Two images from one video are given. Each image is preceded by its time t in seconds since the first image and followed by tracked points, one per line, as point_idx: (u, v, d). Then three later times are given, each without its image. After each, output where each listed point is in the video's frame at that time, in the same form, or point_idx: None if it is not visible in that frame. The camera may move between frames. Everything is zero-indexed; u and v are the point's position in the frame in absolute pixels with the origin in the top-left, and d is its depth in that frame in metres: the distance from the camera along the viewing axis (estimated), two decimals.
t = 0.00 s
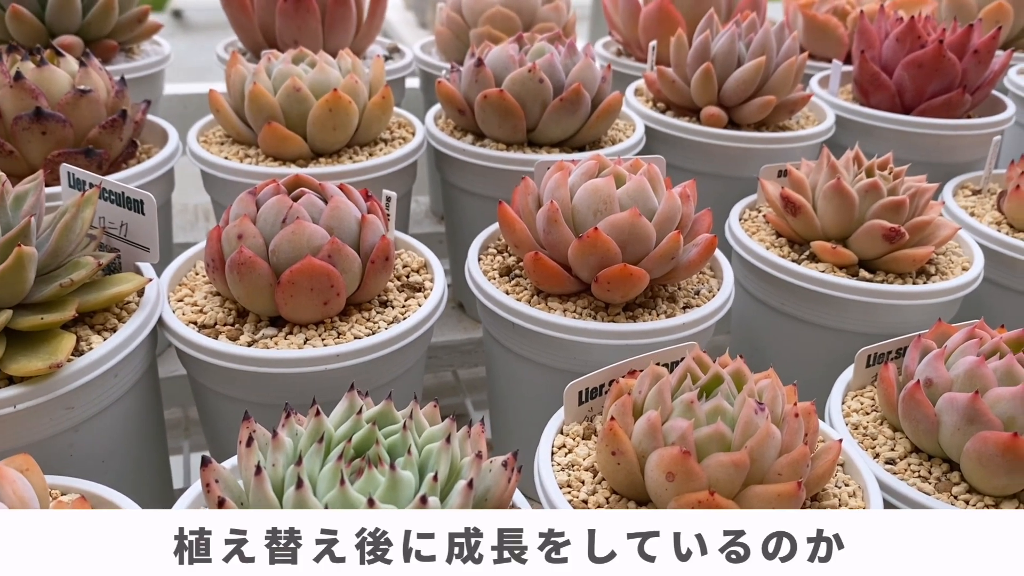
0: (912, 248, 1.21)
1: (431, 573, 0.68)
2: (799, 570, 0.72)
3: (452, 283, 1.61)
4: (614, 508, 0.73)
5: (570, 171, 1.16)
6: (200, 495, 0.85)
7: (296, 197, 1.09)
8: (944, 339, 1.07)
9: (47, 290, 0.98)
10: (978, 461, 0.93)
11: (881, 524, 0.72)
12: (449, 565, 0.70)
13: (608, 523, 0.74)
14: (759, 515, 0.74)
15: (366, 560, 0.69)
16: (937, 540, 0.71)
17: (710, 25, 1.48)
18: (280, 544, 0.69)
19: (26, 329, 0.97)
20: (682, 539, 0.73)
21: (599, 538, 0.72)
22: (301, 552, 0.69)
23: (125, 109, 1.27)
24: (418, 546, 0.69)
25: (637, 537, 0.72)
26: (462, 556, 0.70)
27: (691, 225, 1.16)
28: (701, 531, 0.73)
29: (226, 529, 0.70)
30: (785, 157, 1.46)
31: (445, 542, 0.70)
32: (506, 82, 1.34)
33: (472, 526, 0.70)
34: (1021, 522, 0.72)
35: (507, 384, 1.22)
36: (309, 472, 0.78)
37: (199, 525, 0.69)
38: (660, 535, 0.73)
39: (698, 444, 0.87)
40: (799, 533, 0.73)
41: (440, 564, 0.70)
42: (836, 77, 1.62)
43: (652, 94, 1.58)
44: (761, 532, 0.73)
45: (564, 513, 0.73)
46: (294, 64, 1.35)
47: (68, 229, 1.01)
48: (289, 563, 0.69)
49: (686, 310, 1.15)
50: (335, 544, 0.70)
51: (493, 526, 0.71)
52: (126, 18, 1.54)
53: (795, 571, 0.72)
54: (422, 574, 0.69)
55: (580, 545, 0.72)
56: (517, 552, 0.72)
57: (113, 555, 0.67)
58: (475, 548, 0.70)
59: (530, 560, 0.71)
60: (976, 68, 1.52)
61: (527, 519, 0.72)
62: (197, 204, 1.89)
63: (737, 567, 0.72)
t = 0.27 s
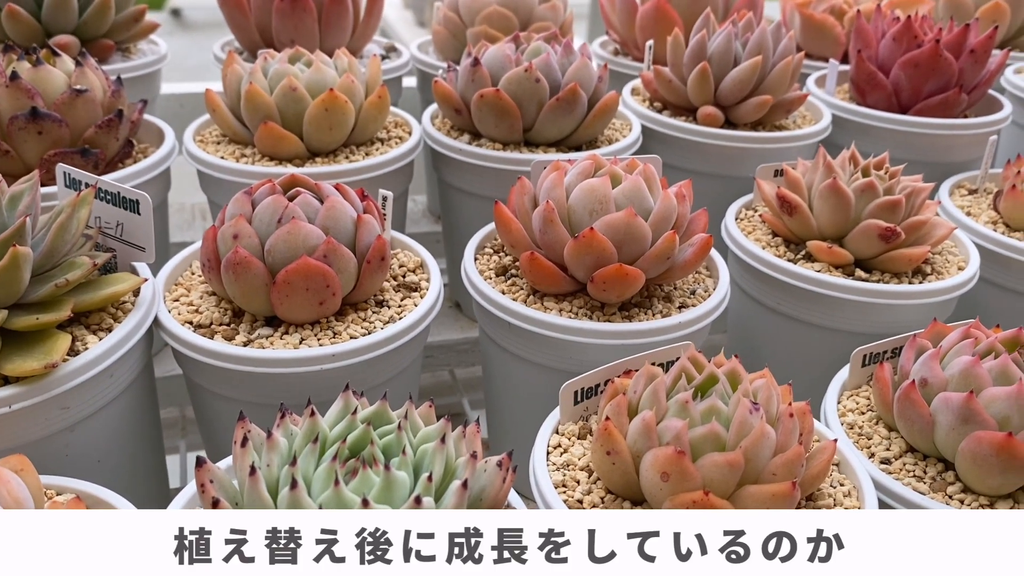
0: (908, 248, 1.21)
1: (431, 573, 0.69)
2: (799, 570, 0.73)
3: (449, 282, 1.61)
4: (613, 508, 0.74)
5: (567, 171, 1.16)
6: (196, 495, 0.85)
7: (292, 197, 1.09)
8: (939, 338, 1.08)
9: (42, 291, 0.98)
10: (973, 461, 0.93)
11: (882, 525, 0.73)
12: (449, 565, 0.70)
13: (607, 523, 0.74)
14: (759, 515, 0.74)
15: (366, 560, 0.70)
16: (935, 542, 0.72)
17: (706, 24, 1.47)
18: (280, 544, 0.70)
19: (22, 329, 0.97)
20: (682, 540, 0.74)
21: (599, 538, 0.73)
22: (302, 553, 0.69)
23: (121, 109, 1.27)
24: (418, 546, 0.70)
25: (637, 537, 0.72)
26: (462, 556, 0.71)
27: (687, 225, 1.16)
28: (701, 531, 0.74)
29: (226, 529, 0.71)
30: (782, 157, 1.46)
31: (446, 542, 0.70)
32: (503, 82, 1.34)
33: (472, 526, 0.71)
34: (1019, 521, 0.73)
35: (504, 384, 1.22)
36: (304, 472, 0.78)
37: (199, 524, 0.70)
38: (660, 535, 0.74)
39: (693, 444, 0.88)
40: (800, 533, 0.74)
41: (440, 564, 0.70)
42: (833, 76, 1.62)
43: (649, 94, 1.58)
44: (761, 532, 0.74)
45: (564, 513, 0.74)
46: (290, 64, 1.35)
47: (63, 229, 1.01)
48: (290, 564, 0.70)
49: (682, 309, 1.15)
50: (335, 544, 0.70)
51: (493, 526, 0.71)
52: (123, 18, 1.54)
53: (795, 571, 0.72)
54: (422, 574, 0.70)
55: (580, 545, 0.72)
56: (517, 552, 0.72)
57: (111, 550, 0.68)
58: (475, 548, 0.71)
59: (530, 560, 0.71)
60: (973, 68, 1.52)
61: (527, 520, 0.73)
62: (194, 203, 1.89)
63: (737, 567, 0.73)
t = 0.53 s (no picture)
0: (898, 252, 1.22)
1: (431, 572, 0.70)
2: (799, 570, 0.73)
3: (441, 285, 1.61)
4: (614, 509, 0.74)
5: (557, 175, 1.16)
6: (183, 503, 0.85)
7: (281, 201, 1.09)
8: (928, 343, 1.08)
9: (31, 296, 0.98)
10: (961, 466, 0.93)
11: (883, 525, 0.74)
12: (448, 565, 0.71)
13: (607, 523, 0.75)
14: (759, 515, 0.75)
15: (366, 560, 0.70)
16: (936, 542, 0.73)
17: (698, 27, 1.48)
18: (280, 544, 0.71)
19: (11, 335, 0.97)
20: (682, 540, 0.74)
21: (599, 538, 0.74)
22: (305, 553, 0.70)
23: (111, 112, 1.27)
24: (419, 545, 0.71)
25: (637, 537, 0.73)
26: (462, 556, 0.71)
27: (677, 229, 1.16)
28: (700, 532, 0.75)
29: (225, 530, 0.71)
30: (773, 160, 1.46)
31: (445, 541, 0.71)
32: (494, 85, 1.33)
33: (472, 526, 0.72)
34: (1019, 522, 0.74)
35: (494, 388, 1.22)
36: (290, 479, 0.78)
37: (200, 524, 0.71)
38: (660, 535, 0.74)
39: (680, 451, 0.88)
40: (800, 533, 0.75)
41: (440, 564, 0.71)
42: (825, 79, 1.62)
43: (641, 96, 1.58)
44: (761, 532, 0.75)
45: (564, 514, 0.75)
46: (281, 67, 1.35)
47: (52, 235, 1.01)
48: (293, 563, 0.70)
49: (672, 314, 1.15)
50: (335, 544, 0.71)
51: (493, 526, 0.73)
52: (114, 20, 1.54)
53: (795, 571, 0.73)
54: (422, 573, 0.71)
55: (580, 545, 0.73)
56: (517, 552, 0.73)
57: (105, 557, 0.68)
58: (475, 548, 0.72)
59: (530, 560, 0.72)
60: (964, 71, 1.52)
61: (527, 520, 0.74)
62: (187, 205, 1.89)
63: (737, 567, 0.73)
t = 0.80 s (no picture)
0: (888, 258, 1.22)
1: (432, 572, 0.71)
2: (799, 570, 0.75)
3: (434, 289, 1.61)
4: (614, 509, 0.75)
5: (548, 182, 1.16)
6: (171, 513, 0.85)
7: (271, 209, 1.09)
8: (917, 350, 1.08)
9: (20, 305, 0.98)
10: (949, 475, 0.94)
11: (882, 525, 0.75)
12: (449, 564, 0.72)
13: (607, 523, 0.76)
14: (759, 515, 0.77)
15: (366, 560, 0.72)
16: (935, 541, 0.74)
17: (691, 32, 1.48)
18: (280, 544, 0.72)
19: None
20: (682, 540, 0.76)
21: (599, 539, 0.75)
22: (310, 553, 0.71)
23: (102, 119, 1.27)
24: (418, 545, 0.72)
25: (637, 537, 0.74)
26: (462, 556, 0.73)
27: (667, 236, 1.16)
28: (700, 532, 0.76)
29: (226, 529, 0.72)
30: (765, 165, 1.46)
31: (446, 542, 0.73)
32: (486, 91, 1.33)
33: (472, 526, 0.74)
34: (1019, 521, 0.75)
35: (485, 394, 1.22)
36: (277, 490, 0.78)
37: (199, 525, 0.72)
38: (660, 536, 0.76)
39: (668, 460, 0.88)
40: (800, 533, 0.76)
41: (440, 563, 0.72)
42: (817, 83, 1.62)
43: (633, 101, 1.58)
44: (761, 532, 0.76)
45: (564, 514, 0.76)
46: (273, 72, 1.34)
47: (41, 243, 1.01)
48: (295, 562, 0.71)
49: (662, 320, 1.15)
50: (335, 544, 0.72)
51: (493, 526, 0.74)
52: (106, 25, 1.54)
53: (795, 571, 0.75)
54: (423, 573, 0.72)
55: (580, 544, 0.74)
56: (517, 552, 0.75)
57: (101, 555, 0.70)
58: (476, 548, 0.73)
59: (530, 560, 0.74)
60: (956, 75, 1.53)
61: (527, 521, 0.75)
62: (181, 208, 1.88)
63: (737, 567, 0.75)
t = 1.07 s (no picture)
0: (876, 266, 1.22)
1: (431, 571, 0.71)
2: (800, 570, 0.74)
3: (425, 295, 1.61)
4: (614, 509, 0.75)
5: (536, 190, 1.16)
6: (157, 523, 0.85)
7: (259, 217, 1.09)
8: (904, 358, 1.08)
9: (7, 315, 0.98)
10: (933, 484, 0.94)
11: (881, 525, 0.75)
12: (449, 564, 0.72)
13: (608, 523, 0.76)
14: (758, 515, 0.76)
15: (366, 560, 0.71)
16: (933, 541, 0.74)
17: (681, 38, 1.48)
18: (281, 544, 0.71)
19: None
20: (682, 540, 0.75)
21: (599, 539, 0.75)
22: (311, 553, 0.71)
23: (92, 126, 1.27)
24: (418, 545, 0.73)
25: (637, 537, 0.74)
26: (462, 556, 0.73)
27: (654, 244, 1.16)
28: (700, 531, 0.76)
29: (226, 529, 0.72)
30: (754, 171, 1.47)
31: (446, 541, 0.73)
32: (475, 98, 1.34)
33: (472, 526, 0.74)
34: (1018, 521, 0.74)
35: (474, 401, 1.22)
36: (261, 502, 0.79)
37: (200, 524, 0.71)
38: (660, 536, 0.75)
39: (652, 470, 0.88)
40: (800, 533, 0.76)
41: (440, 563, 0.72)
42: (807, 88, 1.62)
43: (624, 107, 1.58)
44: (760, 532, 0.76)
45: (564, 514, 0.76)
46: (263, 79, 1.34)
47: (29, 252, 1.01)
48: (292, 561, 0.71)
49: (650, 328, 1.16)
50: (335, 544, 0.72)
51: (493, 525, 0.74)
52: (97, 31, 1.54)
53: (795, 571, 0.74)
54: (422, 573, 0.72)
55: (579, 544, 0.74)
56: (517, 552, 0.74)
57: (99, 556, 0.69)
58: (475, 548, 0.73)
59: (531, 560, 0.73)
60: (946, 82, 1.53)
61: (527, 520, 0.75)
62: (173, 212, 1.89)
63: (737, 566, 0.74)
